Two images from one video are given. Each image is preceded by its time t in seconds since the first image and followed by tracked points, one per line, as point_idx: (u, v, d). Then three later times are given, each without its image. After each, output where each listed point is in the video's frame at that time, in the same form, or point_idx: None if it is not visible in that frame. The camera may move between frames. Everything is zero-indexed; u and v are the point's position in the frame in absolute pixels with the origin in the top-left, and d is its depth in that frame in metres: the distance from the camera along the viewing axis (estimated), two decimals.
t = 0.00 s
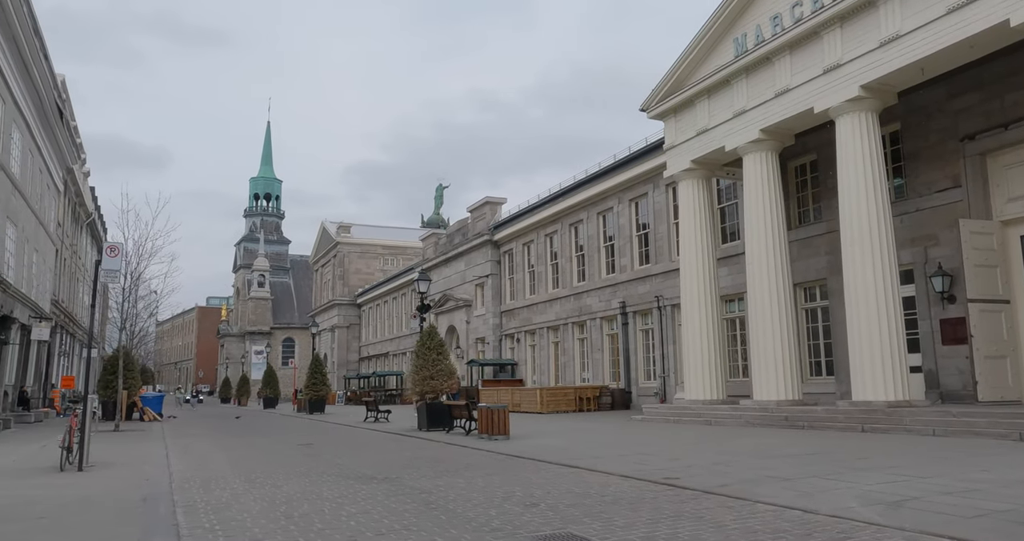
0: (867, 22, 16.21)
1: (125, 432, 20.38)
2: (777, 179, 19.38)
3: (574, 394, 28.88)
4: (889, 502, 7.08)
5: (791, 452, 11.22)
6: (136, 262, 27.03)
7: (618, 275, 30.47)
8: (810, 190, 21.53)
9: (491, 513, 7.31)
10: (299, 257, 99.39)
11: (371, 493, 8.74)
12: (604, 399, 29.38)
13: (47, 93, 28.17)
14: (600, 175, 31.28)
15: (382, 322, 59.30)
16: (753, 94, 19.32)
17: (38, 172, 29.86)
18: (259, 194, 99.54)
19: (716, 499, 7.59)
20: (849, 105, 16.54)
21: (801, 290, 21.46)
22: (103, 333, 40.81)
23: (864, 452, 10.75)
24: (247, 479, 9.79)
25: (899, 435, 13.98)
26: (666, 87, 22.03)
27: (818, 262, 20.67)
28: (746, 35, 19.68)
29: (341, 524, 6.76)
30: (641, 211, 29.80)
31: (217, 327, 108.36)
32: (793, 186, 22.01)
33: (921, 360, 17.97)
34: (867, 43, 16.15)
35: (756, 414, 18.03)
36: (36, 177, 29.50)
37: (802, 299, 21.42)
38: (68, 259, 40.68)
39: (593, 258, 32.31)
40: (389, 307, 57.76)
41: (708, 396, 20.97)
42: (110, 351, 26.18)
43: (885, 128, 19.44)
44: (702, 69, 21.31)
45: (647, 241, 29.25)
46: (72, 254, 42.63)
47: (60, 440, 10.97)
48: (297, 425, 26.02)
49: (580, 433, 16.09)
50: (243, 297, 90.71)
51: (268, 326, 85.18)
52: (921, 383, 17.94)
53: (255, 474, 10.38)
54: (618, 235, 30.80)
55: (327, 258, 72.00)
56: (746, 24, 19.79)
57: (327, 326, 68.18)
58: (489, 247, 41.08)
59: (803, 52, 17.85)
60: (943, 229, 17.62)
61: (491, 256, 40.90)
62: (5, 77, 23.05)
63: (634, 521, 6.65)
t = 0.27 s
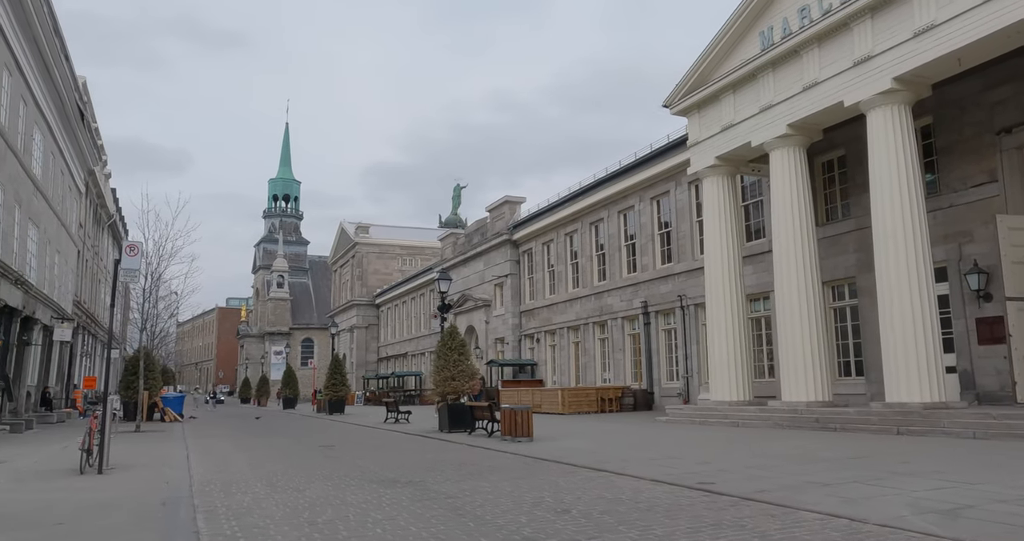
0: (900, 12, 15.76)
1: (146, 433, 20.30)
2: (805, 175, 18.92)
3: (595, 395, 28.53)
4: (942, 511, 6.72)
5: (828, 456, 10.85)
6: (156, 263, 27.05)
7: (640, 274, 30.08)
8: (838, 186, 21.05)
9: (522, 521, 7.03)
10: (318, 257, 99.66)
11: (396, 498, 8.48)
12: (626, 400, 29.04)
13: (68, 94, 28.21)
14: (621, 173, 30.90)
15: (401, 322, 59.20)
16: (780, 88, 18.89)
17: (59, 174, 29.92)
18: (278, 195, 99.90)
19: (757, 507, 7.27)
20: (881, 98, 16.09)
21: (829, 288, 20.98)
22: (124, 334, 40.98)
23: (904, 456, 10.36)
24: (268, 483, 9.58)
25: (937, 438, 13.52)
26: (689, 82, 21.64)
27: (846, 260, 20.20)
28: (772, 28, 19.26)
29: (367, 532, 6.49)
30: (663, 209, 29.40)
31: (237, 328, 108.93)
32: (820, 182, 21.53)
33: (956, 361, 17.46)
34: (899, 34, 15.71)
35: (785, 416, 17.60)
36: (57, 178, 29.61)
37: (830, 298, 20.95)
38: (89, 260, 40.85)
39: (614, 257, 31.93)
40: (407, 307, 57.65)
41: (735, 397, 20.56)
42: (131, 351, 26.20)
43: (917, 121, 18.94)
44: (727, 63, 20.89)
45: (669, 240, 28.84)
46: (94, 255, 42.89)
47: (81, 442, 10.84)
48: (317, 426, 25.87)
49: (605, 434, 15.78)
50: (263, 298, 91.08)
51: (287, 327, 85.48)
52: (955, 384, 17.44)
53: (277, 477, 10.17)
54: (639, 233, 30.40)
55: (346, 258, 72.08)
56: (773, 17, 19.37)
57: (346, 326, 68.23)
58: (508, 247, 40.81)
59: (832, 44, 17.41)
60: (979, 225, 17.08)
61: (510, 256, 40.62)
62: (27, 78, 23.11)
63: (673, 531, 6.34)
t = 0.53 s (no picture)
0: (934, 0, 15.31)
1: (166, 433, 20.21)
2: (834, 169, 18.48)
3: (617, 395, 28.17)
4: (1000, 515, 6.38)
5: (866, 457, 10.49)
6: (176, 262, 27.03)
7: (661, 272, 29.69)
8: (867, 181, 20.58)
9: (557, 524, 6.75)
10: (335, 258, 99.89)
11: (423, 499, 8.22)
12: (648, 400, 28.62)
13: (88, 94, 28.28)
14: (641, 170, 30.54)
15: (419, 322, 59.07)
16: (808, 81, 18.47)
17: (80, 174, 30.01)
18: (296, 196, 100.24)
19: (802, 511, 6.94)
20: (914, 89, 15.64)
21: (858, 285, 20.51)
22: (144, 334, 41.10)
23: (947, 457, 9.99)
24: (292, 484, 9.36)
25: (976, 439, 13.09)
26: (713, 77, 21.26)
27: (877, 256, 19.72)
28: (798, 19, 18.85)
29: (396, 536, 6.23)
30: (685, 207, 29.00)
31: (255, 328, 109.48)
32: (849, 177, 21.07)
33: (992, 359, 16.95)
34: (934, 23, 15.26)
35: (815, 415, 17.17)
36: (78, 179, 29.73)
37: (858, 295, 20.47)
38: (110, 260, 41.03)
39: (634, 255, 31.56)
40: (425, 307, 57.51)
41: (762, 397, 20.15)
42: (151, 351, 26.20)
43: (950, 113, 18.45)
44: (752, 56, 20.48)
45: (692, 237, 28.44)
46: (114, 256, 43.08)
47: (102, 442, 10.68)
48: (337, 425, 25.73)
49: (631, 434, 15.46)
50: (281, 298, 91.41)
51: (305, 327, 85.71)
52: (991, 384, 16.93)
53: (300, 478, 9.95)
54: (660, 231, 30.02)
55: (363, 258, 72.12)
56: (799, 8, 18.97)
57: (363, 326, 68.22)
58: (526, 246, 40.53)
59: (862, 35, 16.98)
60: (1015, 220, 16.58)
61: (529, 255, 40.35)
62: (48, 78, 23.15)
63: (717, 535, 6.04)
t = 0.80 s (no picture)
0: None
1: (184, 434, 20.09)
2: (861, 165, 18.05)
3: (636, 395, 27.83)
4: None
5: (903, 461, 10.13)
6: (193, 262, 26.95)
7: (680, 271, 29.30)
8: (894, 178, 20.13)
9: (590, 532, 6.46)
10: (350, 258, 100.00)
11: (447, 505, 7.96)
12: (667, 401, 28.24)
13: (105, 94, 28.28)
14: (660, 168, 30.16)
15: (434, 322, 58.91)
16: (834, 75, 18.07)
17: (97, 174, 30.02)
18: (311, 196, 100.47)
19: (846, 519, 6.62)
20: (946, 81, 15.22)
21: (884, 284, 20.06)
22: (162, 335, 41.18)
23: (991, 462, 9.58)
24: (311, 487, 9.13)
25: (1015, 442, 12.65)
26: (735, 72, 20.89)
27: (905, 255, 19.27)
28: (824, 12, 18.46)
29: None
30: (704, 205, 28.61)
31: (271, 328, 109.88)
32: (874, 174, 20.63)
33: None
34: (967, 13, 14.84)
35: (843, 417, 16.76)
36: (96, 179, 29.75)
37: (885, 294, 20.02)
38: (127, 261, 41.19)
39: (653, 254, 31.18)
40: (440, 307, 57.35)
41: (786, 398, 19.74)
42: (168, 351, 26.14)
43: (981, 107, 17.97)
44: (775, 50, 20.10)
45: (712, 236, 28.04)
46: (132, 256, 43.20)
47: (119, 443, 10.49)
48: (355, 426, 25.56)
49: (655, 436, 15.14)
50: (297, 298, 91.60)
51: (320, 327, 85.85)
52: None
53: (320, 482, 9.73)
54: (679, 229, 29.64)
55: (379, 258, 72.10)
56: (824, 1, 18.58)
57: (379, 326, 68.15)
58: (543, 245, 40.24)
59: (891, 26, 16.57)
60: None
61: (545, 254, 40.05)
62: (66, 78, 23.13)
63: None
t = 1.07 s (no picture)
0: None
1: (197, 434, 19.93)
2: (886, 159, 17.64)
3: (653, 395, 27.48)
4: None
5: (938, 462, 9.77)
6: (207, 261, 26.85)
7: (697, 269, 28.92)
8: (918, 173, 19.69)
9: (619, 536, 6.18)
10: (363, 258, 100.07)
11: (467, 507, 7.69)
12: (685, 401, 27.87)
13: (118, 93, 28.25)
14: (676, 165, 29.79)
15: (447, 322, 58.72)
16: (857, 67, 17.68)
17: (111, 173, 29.99)
18: (324, 196, 100.65)
19: (888, 523, 6.30)
20: (975, 72, 14.81)
21: (909, 281, 19.62)
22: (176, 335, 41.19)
23: None
24: (327, 489, 8.89)
25: None
26: (754, 66, 20.51)
27: (930, 251, 18.85)
28: (846, 3, 18.07)
29: None
30: (721, 202, 28.22)
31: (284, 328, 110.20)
32: (898, 169, 20.19)
33: None
34: (996, 2, 14.43)
35: (868, 417, 16.36)
36: (109, 178, 29.73)
37: (910, 292, 19.58)
38: (141, 261, 41.25)
39: (669, 252, 30.80)
40: (453, 306, 57.14)
41: (808, 398, 19.35)
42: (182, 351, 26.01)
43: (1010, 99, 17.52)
44: (796, 44, 19.71)
45: (729, 233, 27.65)
46: (145, 256, 43.23)
47: (131, 443, 10.28)
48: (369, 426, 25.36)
49: (675, 437, 14.82)
50: (310, 298, 91.71)
51: (333, 327, 85.91)
52: None
53: (335, 483, 9.48)
54: (696, 227, 29.26)
55: (391, 258, 72.02)
56: None
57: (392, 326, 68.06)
58: (557, 244, 39.93)
59: (916, 17, 16.17)
60: None
61: (559, 253, 39.74)
62: (79, 76, 23.07)
63: None
